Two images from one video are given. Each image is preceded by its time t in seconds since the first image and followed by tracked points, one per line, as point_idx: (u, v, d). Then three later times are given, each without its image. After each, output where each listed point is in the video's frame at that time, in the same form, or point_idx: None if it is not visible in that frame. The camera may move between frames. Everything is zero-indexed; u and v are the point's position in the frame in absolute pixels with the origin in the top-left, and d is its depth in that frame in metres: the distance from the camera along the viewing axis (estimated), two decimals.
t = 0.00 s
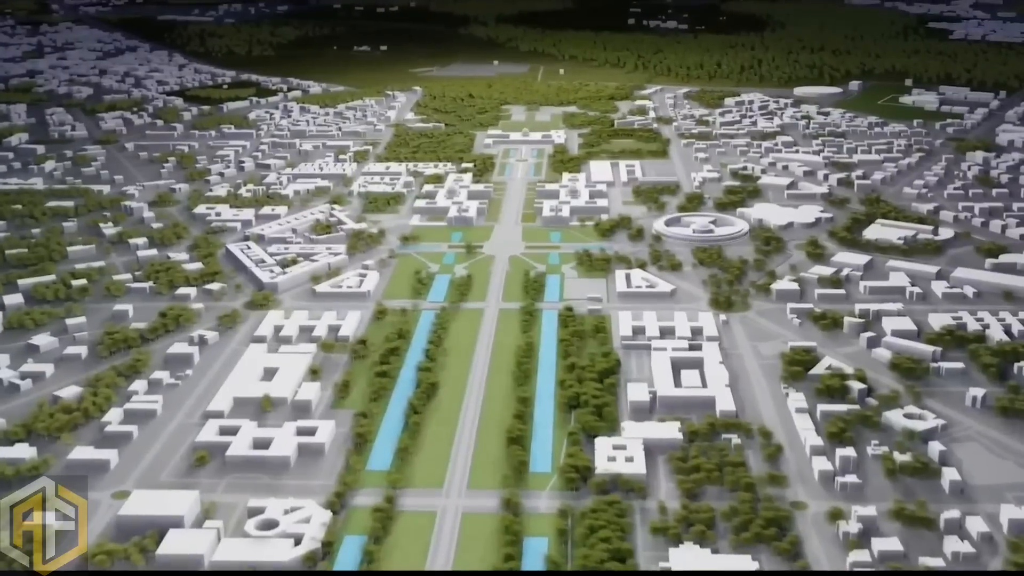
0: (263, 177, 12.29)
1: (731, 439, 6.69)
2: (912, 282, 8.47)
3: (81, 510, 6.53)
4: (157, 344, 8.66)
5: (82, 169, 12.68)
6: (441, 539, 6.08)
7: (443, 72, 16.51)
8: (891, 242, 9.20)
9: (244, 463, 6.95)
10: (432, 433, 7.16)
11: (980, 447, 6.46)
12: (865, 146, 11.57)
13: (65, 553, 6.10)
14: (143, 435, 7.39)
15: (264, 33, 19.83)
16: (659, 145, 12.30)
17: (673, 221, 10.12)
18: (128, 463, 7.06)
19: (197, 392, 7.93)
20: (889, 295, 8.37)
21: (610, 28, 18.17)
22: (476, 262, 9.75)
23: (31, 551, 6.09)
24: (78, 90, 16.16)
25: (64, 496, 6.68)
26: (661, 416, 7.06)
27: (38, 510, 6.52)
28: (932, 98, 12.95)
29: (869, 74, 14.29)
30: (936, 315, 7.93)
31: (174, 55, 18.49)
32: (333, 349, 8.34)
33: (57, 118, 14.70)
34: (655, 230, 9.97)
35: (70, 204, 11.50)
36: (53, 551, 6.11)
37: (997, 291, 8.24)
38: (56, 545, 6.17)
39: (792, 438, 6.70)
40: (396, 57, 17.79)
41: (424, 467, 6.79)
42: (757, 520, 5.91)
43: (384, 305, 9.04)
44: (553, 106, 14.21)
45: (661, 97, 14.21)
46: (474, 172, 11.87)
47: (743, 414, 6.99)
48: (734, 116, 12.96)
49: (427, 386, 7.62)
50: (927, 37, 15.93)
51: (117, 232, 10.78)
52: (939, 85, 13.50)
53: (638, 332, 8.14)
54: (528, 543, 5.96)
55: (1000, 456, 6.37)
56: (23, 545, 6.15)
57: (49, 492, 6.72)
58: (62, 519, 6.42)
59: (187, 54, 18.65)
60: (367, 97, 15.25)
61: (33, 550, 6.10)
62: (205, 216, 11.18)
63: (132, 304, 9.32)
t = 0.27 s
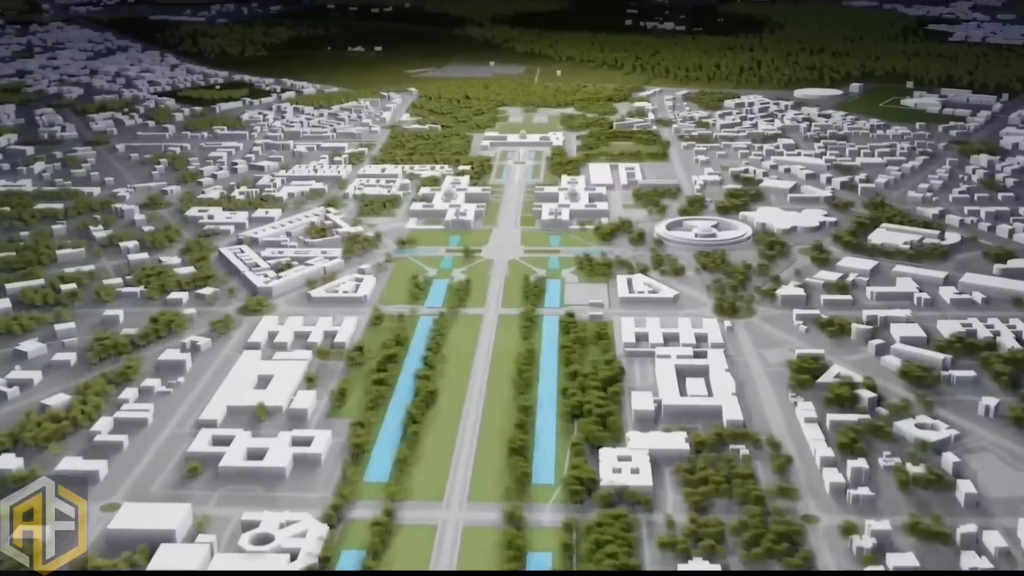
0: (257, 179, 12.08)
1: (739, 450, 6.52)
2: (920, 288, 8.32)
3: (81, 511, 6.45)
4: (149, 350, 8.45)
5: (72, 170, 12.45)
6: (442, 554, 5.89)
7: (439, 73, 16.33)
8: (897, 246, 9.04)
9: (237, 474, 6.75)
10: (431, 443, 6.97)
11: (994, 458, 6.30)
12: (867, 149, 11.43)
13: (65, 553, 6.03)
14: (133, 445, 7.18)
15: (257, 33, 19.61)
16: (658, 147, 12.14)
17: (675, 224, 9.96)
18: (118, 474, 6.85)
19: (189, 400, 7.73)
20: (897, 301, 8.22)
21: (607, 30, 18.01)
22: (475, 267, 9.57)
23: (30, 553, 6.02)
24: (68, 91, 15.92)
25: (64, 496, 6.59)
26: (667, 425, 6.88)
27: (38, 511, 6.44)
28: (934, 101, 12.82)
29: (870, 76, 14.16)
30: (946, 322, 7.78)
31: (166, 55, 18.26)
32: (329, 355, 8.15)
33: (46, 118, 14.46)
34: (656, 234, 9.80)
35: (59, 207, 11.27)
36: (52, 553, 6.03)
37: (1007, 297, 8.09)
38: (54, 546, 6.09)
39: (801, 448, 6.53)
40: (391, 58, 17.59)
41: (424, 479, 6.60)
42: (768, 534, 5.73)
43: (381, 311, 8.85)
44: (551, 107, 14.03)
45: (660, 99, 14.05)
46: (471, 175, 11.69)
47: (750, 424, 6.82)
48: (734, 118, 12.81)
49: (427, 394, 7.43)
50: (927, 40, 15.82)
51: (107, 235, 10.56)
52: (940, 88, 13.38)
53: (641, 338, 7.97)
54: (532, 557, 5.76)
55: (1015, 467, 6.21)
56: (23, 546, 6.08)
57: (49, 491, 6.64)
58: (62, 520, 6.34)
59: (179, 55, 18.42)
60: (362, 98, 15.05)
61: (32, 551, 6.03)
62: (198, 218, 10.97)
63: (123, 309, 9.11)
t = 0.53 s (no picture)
0: (251, 181, 11.91)
1: (747, 459, 6.37)
2: (927, 293, 8.19)
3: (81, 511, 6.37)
4: (142, 356, 8.28)
5: (64, 172, 12.26)
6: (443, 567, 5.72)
7: (435, 74, 16.17)
8: (902, 250, 8.91)
9: (232, 484, 6.58)
10: (431, 453, 6.80)
11: (1007, 468, 6.16)
12: (870, 151, 11.30)
13: (65, 553, 5.96)
14: (125, 453, 6.99)
15: (251, 33, 19.43)
16: (659, 149, 12.00)
17: (677, 228, 9.81)
18: (109, 483, 6.66)
19: (182, 408, 7.55)
20: (904, 306, 8.08)
21: (605, 31, 17.87)
22: (474, 270, 9.41)
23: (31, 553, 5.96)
24: (60, 91, 15.72)
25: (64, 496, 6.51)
26: (672, 434, 6.73)
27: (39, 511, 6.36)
28: (936, 103, 12.71)
29: (871, 78, 14.05)
30: (954, 328, 7.64)
31: (159, 56, 18.07)
32: (326, 361, 7.97)
33: (37, 119, 14.26)
34: (658, 238, 9.65)
35: (50, 208, 11.09)
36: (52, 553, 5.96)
37: (1015, 303, 7.97)
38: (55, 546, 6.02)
39: (810, 458, 6.38)
40: (387, 58, 17.42)
41: (424, 489, 6.42)
42: (778, 547, 5.57)
43: (379, 316, 8.68)
44: (549, 109, 13.88)
45: (659, 101, 13.92)
46: (469, 177, 11.54)
47: (757, 433, 6.68)
48: (735, 120, 12.67)
49: (426, 401, 7.26)
50: (927, 41, 15.72)
51: (99, 237, 10.38)
52: (942, 90, 13.27)
53: (644, 344, 7.82)
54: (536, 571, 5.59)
55: None
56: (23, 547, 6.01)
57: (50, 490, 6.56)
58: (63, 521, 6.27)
59: (172, 55, 18.23)
60: (358, 99, 14.88)
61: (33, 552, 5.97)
62: (191, 221, 10.79)
63: (115, 314, 8.93)
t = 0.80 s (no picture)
0: (246, 183, 11.71)
1: (756, 471, 6.20)
2: (936, 299, 8.04)
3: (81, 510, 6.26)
4: (133, 362, 8.07)
5: (54, 173, 12.04)
6: None
7: (432, 75, 15.98)
8: (910, 255, 8.76)
9: (226, 496, 6.38)
10: (431, 464, 6.61)
11: None
12: (874, 154, 11.16)
13: (65, 552, 5.85)
14: (115, 464, 6.78)
15: (245, 33, 19.22)
16: (659, 151, 11.83)
17: (679, 231, 9.65)
18: (99, 494, 6.45)
19: (174, 416, 7.34)
20: (912, 313, 7.92)
21: (603, 32, 17.71)
22: (473, 275, 9.23)
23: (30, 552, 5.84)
24: (50, 91, 15.49)
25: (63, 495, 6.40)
26: (678, 444, 6.55)
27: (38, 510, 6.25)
28: (938, 105, 12.57)
29: (872, 80, 13.91)
30: (965, 335, 7.49)
31: (152, 55, 17.85)
32: (323, 368, 7.78)
33: (28, 119, 14.04)
34: (660, 241, 9.48)
35: (40, 210, 10.87)
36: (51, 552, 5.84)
37: None
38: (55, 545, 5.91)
39: (821, 470, 6.21)
40: (382, 59, 17.23)
41: (424, 502, 6.23)
42: (791, 563, 5.40)
43: (376, 321, 8.49)
44: (547, 110, 13.71)
45: (658, 102, 13.76)
46: (467, 179, 11.36)
47: (766, 443, 6.50)
48: (736, 122, 12.51)
49: (425, 410, 7.08)
50: (928, 43, 15.60)
51: (90, 240, 10.17)
52: (944, 92, 13.14)
53: (648, 351, 7.64)
54: None
55: None
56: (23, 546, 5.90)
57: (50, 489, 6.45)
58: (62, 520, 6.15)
59: (165, 55, 18.01)
60: (354, 100, 14.69)
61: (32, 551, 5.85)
62: (184, 223, 10.58)
63: (106, 319, 8.72)
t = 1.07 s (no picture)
0: (240, 185, 11.51)
1: (767, 483, 6.03)
2: (945, 305, 7.88)
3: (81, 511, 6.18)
4: (124, 369, 7.87)
5: (45, 174, 11.82)
6: None
7: (428, 76, 15.80)
8: (917, 260, 8.61)
9: (220, 509, 6.18)
10: (432, 475, 6.42)
11: None
12: (878, 157, 11.01)
13: (65, 553, 5.77)
14: (105, 474, 6.57)
15: (239, 33, 19.02)
16: (660, 153, 11.67)
17: (682, 235, 9.48)
18: (88, 506, 6.24)
19: (167, 425, 7.14)
20: (922, 319, 7.77)
21: (601, 32, 17.54)
22: (472, 279, 9.05)
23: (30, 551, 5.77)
24: (41, 91, 15.26)
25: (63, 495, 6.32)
26: (686, 455, 6.38)
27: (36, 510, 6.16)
28: (942, 108, 12.43)
29: (874, 82, 13.77)
30: (976, 342, 7.33)
31: (145, 55, 17.63)
32: (319, 376, 7.59)
33: (18, 120, 13.81)
34: (663, 245, 9.32)
35: (30, 212, 10.65)
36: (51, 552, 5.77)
37: None
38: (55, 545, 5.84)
39: (833, 482, 6.04)
40: (378, 59, 17.04)
41: (425, 515, 6.05)
42: None
43: (374, 327, 8.31)
44: (545, 112, 13.54)
45: (658, 104, 13.59)
46: (466, 181, 11.18)
47: (776, 453, 6.33)
48: (737, 124, 12.35)
49: (425, 419, 6.89)
50: (929, 45, 15.47)
51: (81, 243, 9.97)
52: (947, 95, 13.00)
53: (653, 358, 7.47)
54: None
55: None
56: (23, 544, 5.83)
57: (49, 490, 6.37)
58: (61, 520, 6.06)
59: (158, 55, 17.80)
60: (350, 101, 14.50)
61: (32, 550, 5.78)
62: (177, 226, 10.38)
63: (97, 324, 8.52)
